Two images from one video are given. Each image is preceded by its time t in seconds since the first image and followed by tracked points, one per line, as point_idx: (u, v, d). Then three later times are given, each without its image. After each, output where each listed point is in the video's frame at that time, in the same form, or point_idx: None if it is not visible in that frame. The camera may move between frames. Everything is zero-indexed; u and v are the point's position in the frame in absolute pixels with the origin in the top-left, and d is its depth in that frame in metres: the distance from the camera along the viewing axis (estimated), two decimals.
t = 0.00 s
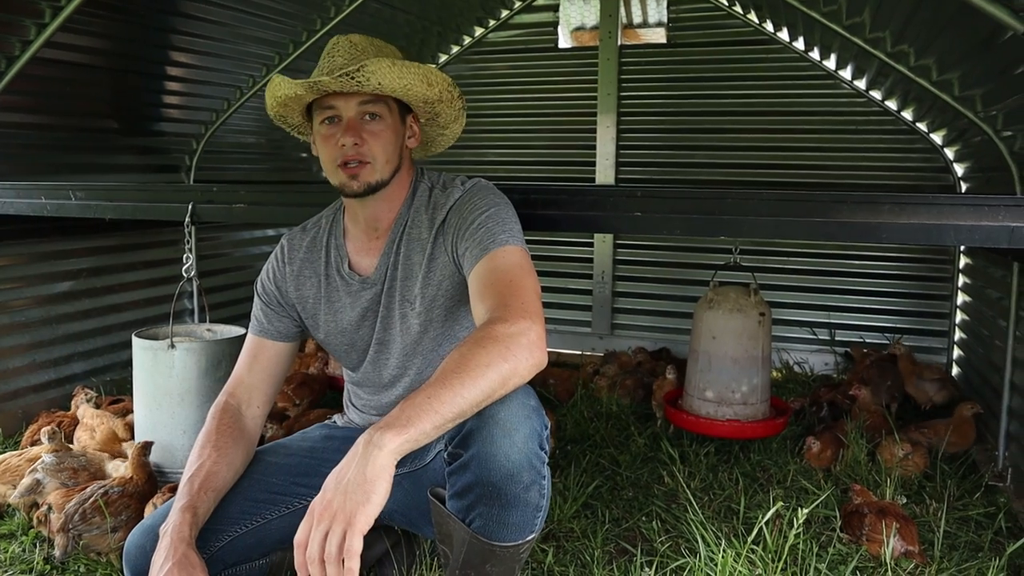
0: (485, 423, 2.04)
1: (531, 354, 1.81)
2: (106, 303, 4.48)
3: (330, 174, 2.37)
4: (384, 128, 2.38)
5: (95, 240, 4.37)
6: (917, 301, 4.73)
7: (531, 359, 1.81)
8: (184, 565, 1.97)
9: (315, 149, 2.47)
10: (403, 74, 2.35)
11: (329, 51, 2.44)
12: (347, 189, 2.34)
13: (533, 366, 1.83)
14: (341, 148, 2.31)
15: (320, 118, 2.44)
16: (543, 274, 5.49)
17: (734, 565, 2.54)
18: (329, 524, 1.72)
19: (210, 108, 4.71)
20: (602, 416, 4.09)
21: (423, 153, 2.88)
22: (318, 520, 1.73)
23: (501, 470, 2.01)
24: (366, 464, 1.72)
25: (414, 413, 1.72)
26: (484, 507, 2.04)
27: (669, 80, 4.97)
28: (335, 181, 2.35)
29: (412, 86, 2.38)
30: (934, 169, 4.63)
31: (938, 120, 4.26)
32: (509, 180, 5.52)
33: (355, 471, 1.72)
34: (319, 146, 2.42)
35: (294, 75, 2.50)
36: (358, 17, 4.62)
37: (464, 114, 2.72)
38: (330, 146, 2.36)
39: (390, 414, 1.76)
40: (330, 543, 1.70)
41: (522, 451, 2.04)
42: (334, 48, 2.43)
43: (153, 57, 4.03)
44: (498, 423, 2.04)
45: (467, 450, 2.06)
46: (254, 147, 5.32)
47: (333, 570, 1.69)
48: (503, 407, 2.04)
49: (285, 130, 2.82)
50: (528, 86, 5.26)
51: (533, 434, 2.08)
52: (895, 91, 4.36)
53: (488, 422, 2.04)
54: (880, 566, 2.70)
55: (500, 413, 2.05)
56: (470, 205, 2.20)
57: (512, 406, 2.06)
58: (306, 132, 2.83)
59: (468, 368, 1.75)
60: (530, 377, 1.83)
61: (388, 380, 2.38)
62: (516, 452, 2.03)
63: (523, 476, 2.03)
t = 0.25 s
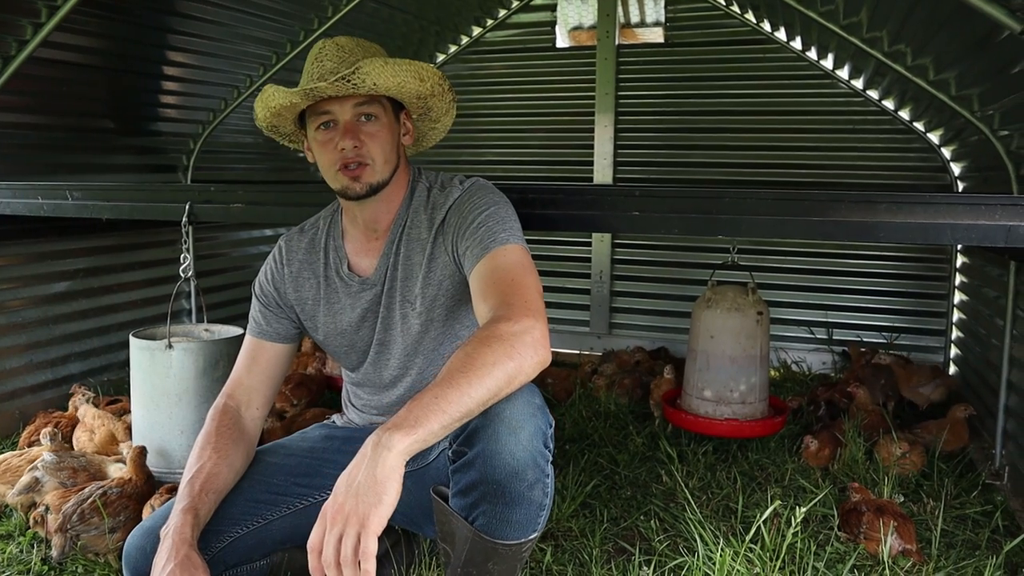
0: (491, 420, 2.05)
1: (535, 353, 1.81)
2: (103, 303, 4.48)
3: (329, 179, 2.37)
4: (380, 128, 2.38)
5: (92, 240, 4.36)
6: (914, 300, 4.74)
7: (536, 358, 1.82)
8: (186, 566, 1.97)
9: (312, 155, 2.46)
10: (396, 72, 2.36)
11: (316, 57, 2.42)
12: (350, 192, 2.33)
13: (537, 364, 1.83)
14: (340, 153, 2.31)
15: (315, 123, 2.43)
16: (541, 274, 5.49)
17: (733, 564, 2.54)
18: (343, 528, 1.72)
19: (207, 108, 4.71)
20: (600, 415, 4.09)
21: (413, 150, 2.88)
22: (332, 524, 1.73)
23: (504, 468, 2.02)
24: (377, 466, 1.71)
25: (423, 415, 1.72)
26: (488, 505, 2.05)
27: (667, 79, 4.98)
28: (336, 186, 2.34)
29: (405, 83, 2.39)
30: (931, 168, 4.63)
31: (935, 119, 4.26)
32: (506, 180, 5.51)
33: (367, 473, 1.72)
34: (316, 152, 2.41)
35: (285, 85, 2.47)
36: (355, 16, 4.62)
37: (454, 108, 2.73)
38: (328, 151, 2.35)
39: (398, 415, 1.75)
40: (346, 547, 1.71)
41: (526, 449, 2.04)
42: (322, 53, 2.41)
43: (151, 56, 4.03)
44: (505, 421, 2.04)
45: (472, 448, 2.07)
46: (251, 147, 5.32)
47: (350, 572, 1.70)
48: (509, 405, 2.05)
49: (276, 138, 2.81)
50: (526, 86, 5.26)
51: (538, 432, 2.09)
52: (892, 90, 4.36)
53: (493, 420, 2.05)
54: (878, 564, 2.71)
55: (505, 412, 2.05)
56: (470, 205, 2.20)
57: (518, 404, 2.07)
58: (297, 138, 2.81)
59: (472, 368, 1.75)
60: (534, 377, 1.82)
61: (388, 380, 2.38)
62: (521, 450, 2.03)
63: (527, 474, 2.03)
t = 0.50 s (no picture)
0: (490, 421, 2.04)
1: (535, 354, 1.81)
2: (103, 304, 4.48)
3: (328, 178, 2.37)
4: (381, 129, 2.38)
5: (92, 242, 4.37)
6: (915, 298, 4.74)
7: (537, 359, 1.81)
8: (185, 568, 1.97)
9: (311, 153, 2.46)
10: (400, 74, 2.36)
11: (319, 54, 2.42)
12: (348, 192, 2.33)
13: (537, 365, 1.83)
14: (340, 152, 2.32)
15: (316, 121, 2.43)
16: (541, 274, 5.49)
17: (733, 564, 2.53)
18: (320, 496, 1.64)
19: (207, 109, 4.71)
20: (600, 415, 4.09)
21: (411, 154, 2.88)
22: (310, 486, 1.65)
23: (503, 469, 2.02)
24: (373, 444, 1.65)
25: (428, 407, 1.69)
26: (486, 506, 2.05)
27: (666, 79, 4.97)
28: (334, 185, 2.35)
29: (408, 86, 2.40)
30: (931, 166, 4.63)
31: (936, 118, 4.26)
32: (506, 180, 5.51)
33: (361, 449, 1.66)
34: (316, 150, 2.41)
35: (288, 80, 2.47)
36: (355, 17, 4.62)
37: (456, 113, 2.73)
38: (328, 149, 2.35)
39: (405, 403, 1.71)
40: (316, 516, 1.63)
41: (525, 449, 2.04)
42: (326, 50, 2.41)
43: (150, 57, 4.03)
44: (502, 421, 2.03)
45: (470, 449, 2.07)
46: (251, 148, 5.32)
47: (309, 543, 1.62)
48: (507, 406, 2.04)
49: (275, 134, 2.80)
50: (525, 85, 5.26)
51: (536, 433, 2.09)
52: (892, 89, 4.36)
53: (490, 420, 2.04)
54: (879, 563, 2.71)
55: (504, 412, 2.05)
56: (470, 205, 2.20)
57: (516, 405, 2.06)
58: (296, 135, 2.81)
59: (472, 365, 1.75)
60: (534, 377, 1.82)
61: (388, 381, 2.38)
62: (520, 451, 2.03)
63: (526, 475, 2.03)
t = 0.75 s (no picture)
0: (484, 423, 2.04)
1: (531, 355, 1.81)
2: (103, 306, 4.48)
3: (331, 176, 2.37)
4: (386, 126, 2.39)
5: (92, 243, 4.37)
6: (915, 297, 4.74)
7: (532, 360, 1.82)
8: (181, 569, 1.97)
9: (314, 150, 2.46)
10: (406, 71, 2.37)
11: (325, 50, 2.42)
12: (352, 189, 2.33)
13: (534, 366, 1.84)
14: (345, 148, 2.32)
15: (320, 118, 2.43)
16: (541, 273, 5.49)
17: (733, 562, 2.53)
18: (346, 535, 1.72)
19: (206, 110, 4.71)
20: (601, 414, 4.09)
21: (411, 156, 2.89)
22: (334, 531, 1.72)
23: (500, 470, 2.02)
24: (376, 472, 1.71)
25: (418, 417, 1.72)
26: (483, 508, 2.05)
27: (666, 77, 4.98)
28: (338, 183, 2.34)
29: (413, 84, 2.40)
30: (930, 164, 4.63)
31: (935, 115, 4.26)
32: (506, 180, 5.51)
33: (364, 478, 1.72)
34: (320, 147, 2.41)
35: (292, 75, 2.47)
36: (354, 17, 4.63)
37: (456, 115, 2.74)
38: (332, 145, 2.36)
39: (394, 418, 1.75)
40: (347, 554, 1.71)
41: (519, 451, 2.04)
42: (332, 46, 2.41)
43: (149, 59, 4.03)
44: (496, 424, 2.03)
45: (465, 451, 2.07)
46: (251, 149, 5.32)
47: None
48: (501, 408, 2.04)
49: (275, 131, 2.79)
50: (524, 85, 5.26)
51: (531, 434, 2.08)
52: (890, 86, 4.36)
53: (485, 422, 2.04)
54: (879, 562, 2.71)
55: (498, 415, 2.04)
56: (469, 206, 2.20)
57: (510, 407, 2.06)
58: (297, 133, 2.81)
59: (469, 369, 1.75)
60: (531, 377, 1.83)
61: (388, 382, 2.38)
62: (514, 453, 2.03)
63: (521, 477, 2.03)
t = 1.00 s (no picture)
0: (485, 421, 2.06)
1: (530, 354, 1.81)
2: (103, 306, 4.48)
3: (329, 178, 2.37)
4: (383, 128, 2.39)
5: (92, 244, 4.37)
6: (915, 296, 4.74)
7: (532, 359, 1.82)
8: (186, 571, 1.98)
9: (312, 153, 2.46)
10: (401, 72, 2.37)
11: (320, 53, 2.43)
12: (349, 190, 2.33)
13: (533, 365, 1.83)
14: (343, 149, 2.32)
15: (317, 120, 2.44)
16: (541, 273, 5.49)
17: (734, 561, 2.53)
18: (331, 526, 1.72)
19: (206, 110, 4.71)
20: (602, 414, 4.09)
21: (413, 156, 2.89)
22: (320, 520, 1.73)
23: (501, 469, 2.02)
24: (364, 465, 1.71)
25: (412, 413, 1.72)
26: (485, 506, 2.04)
27: (666, 77, 4.98)
28: (336, 184, 2.34)
29: (409, 84, 2.40)
30: (930, 163, 4.62)
31: (935, 115, 4.26)
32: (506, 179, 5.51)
33: (354, 471, 1.72)
34: (318, 150, 2.42)
35: (288, 80, 2.47)
36: (353, 17, 4.63)
37: (455, 114, 2.73)
38: (329, 148, 2.36)
39: (389, 414, 1.76)
40: (330, 544, 1.71)
41: (520, 449, 2.05)
42: (328, 49, 2.41)
43: (148, 60, 4.03)
44: (498, 421, 2.05)
45: (467, 449, 2.07)
46: (251, 149, 5.32)
47: (334, 571, 1.70)
48: (503, 406, 2.06)
49: (275, 135, 2.80)
50: (524, 85, 5.27)
51: (532, 432, 2.10)
52: (890, 86, 4.37)
53: (487, 420, 2.06)
54: (880, 561, 2.71)
55: (499, 413, 2.06)
56: (468, 206, 2.20)
57: (511, 405, 2.08)
58: (296, 137, 2.82)
59: (468, 368, 1.75)
60: (530, 377, 1.83)
61: (388, 382, 2.38)
62: (516, 451, 2.04)
63: (523, 475, 2.03)
